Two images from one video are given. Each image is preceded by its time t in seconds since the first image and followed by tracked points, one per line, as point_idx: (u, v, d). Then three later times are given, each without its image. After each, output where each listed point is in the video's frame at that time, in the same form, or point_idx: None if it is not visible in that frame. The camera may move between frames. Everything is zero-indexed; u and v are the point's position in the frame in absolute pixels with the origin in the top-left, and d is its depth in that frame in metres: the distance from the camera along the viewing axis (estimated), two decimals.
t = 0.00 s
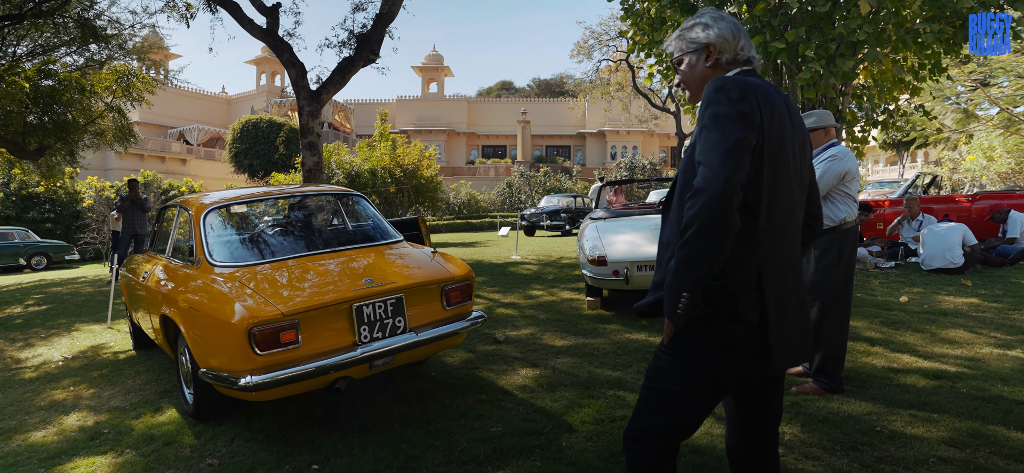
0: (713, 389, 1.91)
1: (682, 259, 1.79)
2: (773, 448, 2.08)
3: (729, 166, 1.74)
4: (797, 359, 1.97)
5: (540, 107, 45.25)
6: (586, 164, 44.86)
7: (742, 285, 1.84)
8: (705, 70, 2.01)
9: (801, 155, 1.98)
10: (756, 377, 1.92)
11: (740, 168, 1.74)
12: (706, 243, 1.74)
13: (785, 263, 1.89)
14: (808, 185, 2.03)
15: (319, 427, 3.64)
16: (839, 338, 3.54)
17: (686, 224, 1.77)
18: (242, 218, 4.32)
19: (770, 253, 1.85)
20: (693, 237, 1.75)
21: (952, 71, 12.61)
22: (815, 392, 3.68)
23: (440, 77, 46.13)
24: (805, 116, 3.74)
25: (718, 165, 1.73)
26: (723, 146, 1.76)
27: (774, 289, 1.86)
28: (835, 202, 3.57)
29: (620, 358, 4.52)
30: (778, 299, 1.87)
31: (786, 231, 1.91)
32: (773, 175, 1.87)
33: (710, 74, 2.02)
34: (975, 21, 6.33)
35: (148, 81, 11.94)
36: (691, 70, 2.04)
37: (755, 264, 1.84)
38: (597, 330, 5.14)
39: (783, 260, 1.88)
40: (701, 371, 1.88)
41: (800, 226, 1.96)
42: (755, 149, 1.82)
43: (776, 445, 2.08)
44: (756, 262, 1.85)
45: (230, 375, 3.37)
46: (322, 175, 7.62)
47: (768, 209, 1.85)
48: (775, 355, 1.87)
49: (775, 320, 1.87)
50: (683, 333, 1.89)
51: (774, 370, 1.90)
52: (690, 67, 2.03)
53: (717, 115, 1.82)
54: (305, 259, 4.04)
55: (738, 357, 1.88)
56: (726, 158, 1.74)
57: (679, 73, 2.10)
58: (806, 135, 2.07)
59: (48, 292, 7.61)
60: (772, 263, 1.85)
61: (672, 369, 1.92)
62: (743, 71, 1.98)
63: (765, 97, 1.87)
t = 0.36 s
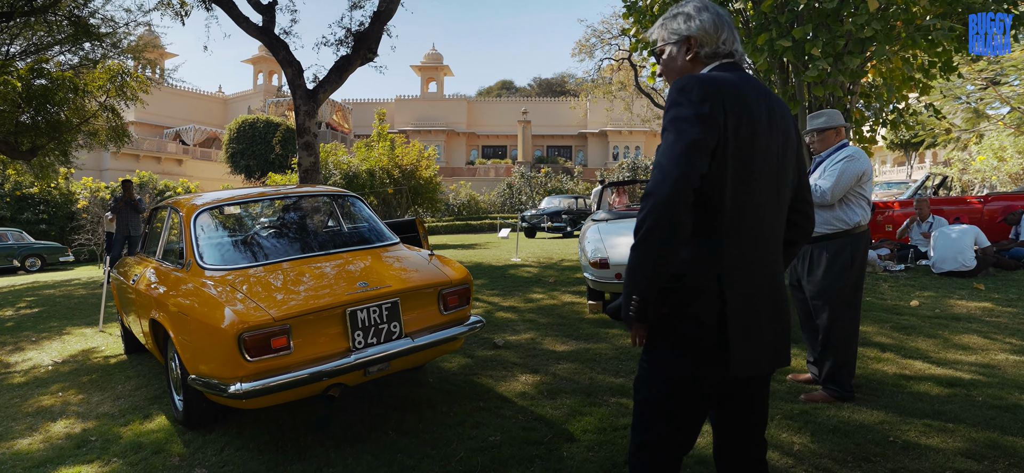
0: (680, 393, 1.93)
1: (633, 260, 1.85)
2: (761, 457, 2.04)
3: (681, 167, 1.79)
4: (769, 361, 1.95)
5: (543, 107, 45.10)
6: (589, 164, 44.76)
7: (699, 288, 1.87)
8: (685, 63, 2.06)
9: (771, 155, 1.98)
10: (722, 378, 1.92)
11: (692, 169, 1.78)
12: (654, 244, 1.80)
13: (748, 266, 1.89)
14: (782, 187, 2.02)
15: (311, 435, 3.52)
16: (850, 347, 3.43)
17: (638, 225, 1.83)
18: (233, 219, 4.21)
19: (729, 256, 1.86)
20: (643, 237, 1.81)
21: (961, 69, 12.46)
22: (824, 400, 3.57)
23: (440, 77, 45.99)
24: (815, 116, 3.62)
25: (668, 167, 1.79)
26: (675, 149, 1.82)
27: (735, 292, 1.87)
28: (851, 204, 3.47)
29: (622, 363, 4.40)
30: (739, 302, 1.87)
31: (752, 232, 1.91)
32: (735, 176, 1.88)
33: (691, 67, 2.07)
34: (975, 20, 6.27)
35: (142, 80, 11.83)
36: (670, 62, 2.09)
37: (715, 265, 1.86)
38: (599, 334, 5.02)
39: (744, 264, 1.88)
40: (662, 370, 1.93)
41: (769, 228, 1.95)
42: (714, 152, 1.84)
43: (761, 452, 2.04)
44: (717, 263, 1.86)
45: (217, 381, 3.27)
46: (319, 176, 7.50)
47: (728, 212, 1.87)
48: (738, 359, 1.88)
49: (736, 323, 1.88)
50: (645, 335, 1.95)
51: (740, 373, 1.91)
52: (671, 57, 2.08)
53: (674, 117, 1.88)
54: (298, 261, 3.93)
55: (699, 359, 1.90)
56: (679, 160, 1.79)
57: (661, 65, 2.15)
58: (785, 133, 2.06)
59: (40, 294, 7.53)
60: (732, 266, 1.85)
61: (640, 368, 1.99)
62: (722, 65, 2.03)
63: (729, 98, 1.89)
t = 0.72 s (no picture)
0: (687, 395, 1.93)
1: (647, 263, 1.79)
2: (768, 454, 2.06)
3: (701, 167, 1.73)
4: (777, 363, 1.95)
5: (552, 107, 45.02)
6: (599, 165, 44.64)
7: (710, 292, 1.83)
8: (706, 51, 2.02)
9: (782, 154, 1.94)
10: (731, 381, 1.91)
11: (713, 170, 1.73)
12: (672, 247, 1.74)
13: (759, 269, 1.86)
14: (790, 188, 1.99)
15: (321, 444, 3.44)
16: (877, 355, 3.35)
17: (653, 227, 1.77)
18: (240, 221, 4.13)
19: (742, 259, 1.83)
20: (659, 239, 1.75)
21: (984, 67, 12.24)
22: (850, 410, 3.47)
23: (447, 77, 45.91)
24: (842, 116, 3.57)
25: (687, 168, 1.73)
26: (693, 148, 1.75)
27: (746, 296, 1.85)
28: (884, 208, 3.38)
29: (639, 370, 4.31)
30: (749, 306, 1.85)
31: (763, 234, 1.89)
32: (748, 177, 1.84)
33: (707, 56, 2.03)
34: (975, 21, 5.97)
35: (147, 81, 11.77)
36: (686, 46, 2.03)
37: (729, 268, 1.83)
38: (613, 340, 4.93)
39: (755, 266, 1.86)
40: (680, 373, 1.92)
41: (777, 230, 1.93)
42: (730, 152, 1.80)
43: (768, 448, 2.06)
44: (729, 266, 1.83)
45: (224, 387, 3.19)
46: (326, 178, 7.41)
47: (740, 214, 1.83)
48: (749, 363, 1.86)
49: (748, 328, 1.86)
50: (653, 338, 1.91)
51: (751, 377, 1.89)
52: (688, 42, 2.03)
53: (691, 114, 1.82)
54: (307, 264, 3.85)
55: (708, 364, 1.88)
56: (700, 160, 1.73)
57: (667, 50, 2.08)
58: (794, 131, 2.04)
59: (47, 297, 7.47)
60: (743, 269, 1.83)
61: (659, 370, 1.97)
62: (735, 58, 2.02)
63: (745, 95, 1.84)
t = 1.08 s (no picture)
0: (723, 399, 1.91)
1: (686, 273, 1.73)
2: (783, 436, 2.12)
3: (731, 171, 1.68)
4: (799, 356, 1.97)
5: (558, 107, 45.05)
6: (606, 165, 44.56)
7: (743, 294, 1.82)
8: (690, 54, 1.97)
9: (792, 152, 1.94)
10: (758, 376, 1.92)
11: (742, 172, 1.68)
12: (711, 254, 1.69)
13: (784, 268, 1.88)
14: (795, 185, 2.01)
15: (329, 449, 3.37)
16: (897, 358, 3.32)
17: (691, 236, 1.70)
18: (245, 222, 4.06)
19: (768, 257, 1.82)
20: (699, 248, 1.69)
21: (999, 65, 12.12)
22: (868, 413, 3.41)
23: (452, 76, 45.68)
24: (862, 114, 3.53)
25: (720, 172, 1.68)
26: (722, 151, 1.70)
27: (777, 294, 1.85)
28: (908, 208, 3.36)
29: (651, 373, 4.25)
30: (779, 304, 1.86)
31: (783, 232, 1.88)
32: (767, 176, 1.84)
33: (694, 59, 1.98)
34: (975, 21, 6.17)
35: (150, 81, 11.72)
36: (672, 51, 1.98)
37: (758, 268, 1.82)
38: (624, 343, 4.86)
39: (780, 265, 1.87)
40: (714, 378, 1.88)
41: (794, 227, 1.94)
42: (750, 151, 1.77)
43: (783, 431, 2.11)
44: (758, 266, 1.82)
45: (234, 393, 3.11)
46: (332, 179, 7.35)
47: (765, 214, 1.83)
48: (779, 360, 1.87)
49: (779, 325, 1.87)
50: (689, 345, 1.86)
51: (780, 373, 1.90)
52: (673, 48, 1.98)
53: (710, 117, 1.76)
54: (314, 266, 3.78)
55: (746, 366, 1.87)
56: (729, 162, 1.68)
57: (657, 55, 2.03)
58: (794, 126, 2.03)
59: (48, 299, 7.39)
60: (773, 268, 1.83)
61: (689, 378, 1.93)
62: (726, 60, 1.98)
63: (755, 94, 1.82)
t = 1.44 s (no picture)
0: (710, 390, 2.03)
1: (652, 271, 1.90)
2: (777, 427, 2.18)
3: (685, 176, 1.84)
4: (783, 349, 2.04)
5: (558, 106, 45.00)
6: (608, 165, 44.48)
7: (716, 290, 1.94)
8: (673, 84, 2.23)
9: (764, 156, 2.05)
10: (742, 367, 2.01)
11: (694, 177, 1.84)
12: (670, 253, 1.84)
13: (758, 264, 1.96)
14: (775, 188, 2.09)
15: (330, 454, 3.32)
16: (906, 365, 3.29)
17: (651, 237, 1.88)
18: (245, 224, 4.00)
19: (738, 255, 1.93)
20: (659, 247, 1.86)
21: (1008, 64, 12.07)
22: (877, 419, 3.37)
23: (452, 74, 45.63)
24: (869, 115, 3.46)
25: (671, 178, 1.84)
26: (675, 160, 1.87)
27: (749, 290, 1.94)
28: (917, 212, 3.36)
29: (656, 378, 4.20)
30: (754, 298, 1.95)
31: (754, 231, 1.98)
32: (733, 179, 1.95)
33: (676, 87, 2.22)
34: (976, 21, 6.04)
35: (147, 80, 11.63)
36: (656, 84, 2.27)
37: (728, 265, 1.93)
38: (629, 347, 4.82)
39: (754, 261, 1.96)
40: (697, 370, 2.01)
41: (769, 226, 2.03)
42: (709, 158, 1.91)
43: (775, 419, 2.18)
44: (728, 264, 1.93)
45: (234, 397, 3.06)
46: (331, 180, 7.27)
47: (733, 215, 1.94)
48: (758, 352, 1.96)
49: (755, 320, 1.96)
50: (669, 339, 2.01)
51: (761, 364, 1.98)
52: (659, 79, 2.26)
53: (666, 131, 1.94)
54: (315, 269, 3.73)
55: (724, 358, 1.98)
56: (682, 168, 1.85)
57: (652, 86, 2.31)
58: (771, 135, 2.13)
59: (43, 301, 7.32)
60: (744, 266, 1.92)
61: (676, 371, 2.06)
62: (707, 85, 2.17)
63: (716, 106, 1.96)
